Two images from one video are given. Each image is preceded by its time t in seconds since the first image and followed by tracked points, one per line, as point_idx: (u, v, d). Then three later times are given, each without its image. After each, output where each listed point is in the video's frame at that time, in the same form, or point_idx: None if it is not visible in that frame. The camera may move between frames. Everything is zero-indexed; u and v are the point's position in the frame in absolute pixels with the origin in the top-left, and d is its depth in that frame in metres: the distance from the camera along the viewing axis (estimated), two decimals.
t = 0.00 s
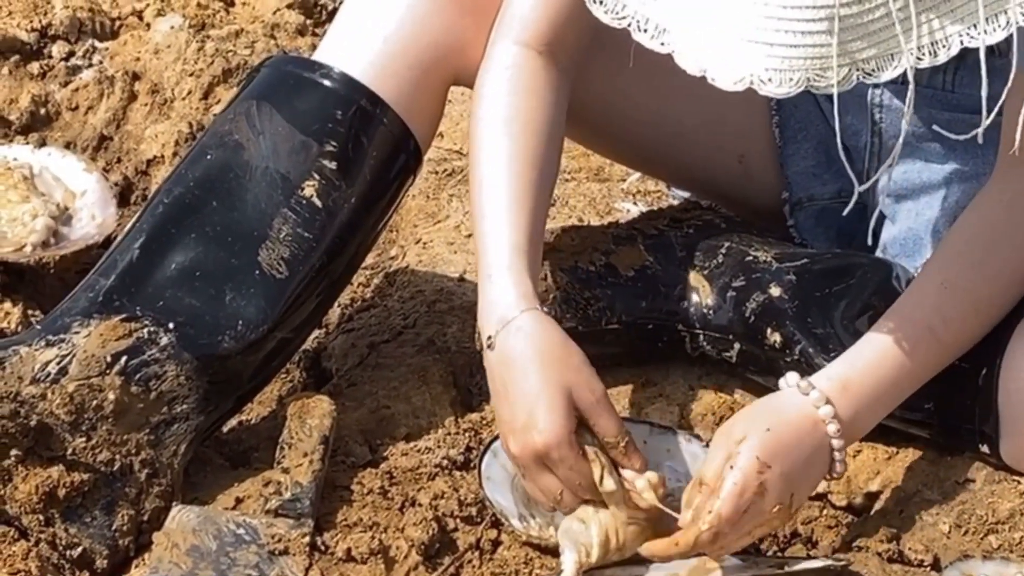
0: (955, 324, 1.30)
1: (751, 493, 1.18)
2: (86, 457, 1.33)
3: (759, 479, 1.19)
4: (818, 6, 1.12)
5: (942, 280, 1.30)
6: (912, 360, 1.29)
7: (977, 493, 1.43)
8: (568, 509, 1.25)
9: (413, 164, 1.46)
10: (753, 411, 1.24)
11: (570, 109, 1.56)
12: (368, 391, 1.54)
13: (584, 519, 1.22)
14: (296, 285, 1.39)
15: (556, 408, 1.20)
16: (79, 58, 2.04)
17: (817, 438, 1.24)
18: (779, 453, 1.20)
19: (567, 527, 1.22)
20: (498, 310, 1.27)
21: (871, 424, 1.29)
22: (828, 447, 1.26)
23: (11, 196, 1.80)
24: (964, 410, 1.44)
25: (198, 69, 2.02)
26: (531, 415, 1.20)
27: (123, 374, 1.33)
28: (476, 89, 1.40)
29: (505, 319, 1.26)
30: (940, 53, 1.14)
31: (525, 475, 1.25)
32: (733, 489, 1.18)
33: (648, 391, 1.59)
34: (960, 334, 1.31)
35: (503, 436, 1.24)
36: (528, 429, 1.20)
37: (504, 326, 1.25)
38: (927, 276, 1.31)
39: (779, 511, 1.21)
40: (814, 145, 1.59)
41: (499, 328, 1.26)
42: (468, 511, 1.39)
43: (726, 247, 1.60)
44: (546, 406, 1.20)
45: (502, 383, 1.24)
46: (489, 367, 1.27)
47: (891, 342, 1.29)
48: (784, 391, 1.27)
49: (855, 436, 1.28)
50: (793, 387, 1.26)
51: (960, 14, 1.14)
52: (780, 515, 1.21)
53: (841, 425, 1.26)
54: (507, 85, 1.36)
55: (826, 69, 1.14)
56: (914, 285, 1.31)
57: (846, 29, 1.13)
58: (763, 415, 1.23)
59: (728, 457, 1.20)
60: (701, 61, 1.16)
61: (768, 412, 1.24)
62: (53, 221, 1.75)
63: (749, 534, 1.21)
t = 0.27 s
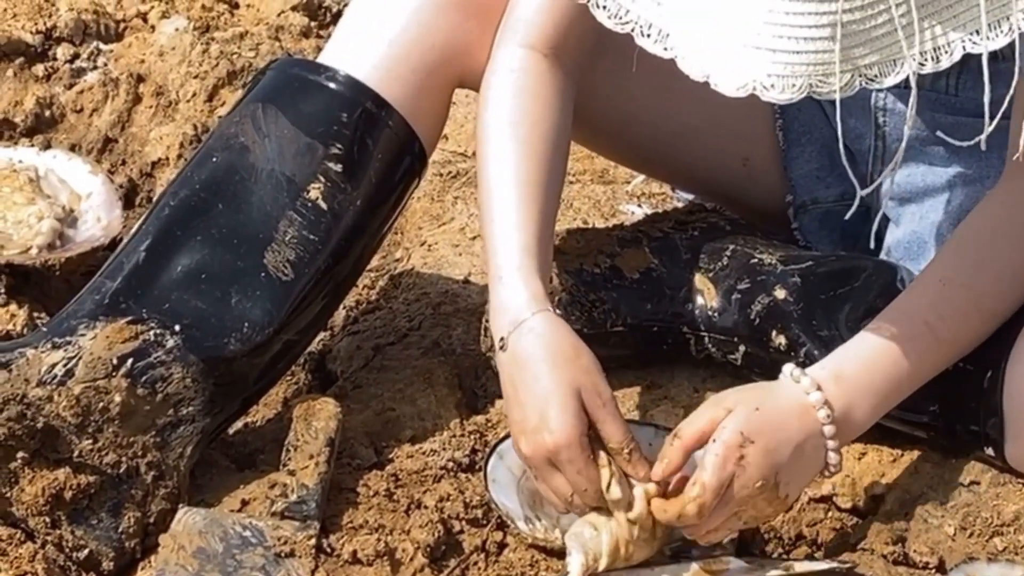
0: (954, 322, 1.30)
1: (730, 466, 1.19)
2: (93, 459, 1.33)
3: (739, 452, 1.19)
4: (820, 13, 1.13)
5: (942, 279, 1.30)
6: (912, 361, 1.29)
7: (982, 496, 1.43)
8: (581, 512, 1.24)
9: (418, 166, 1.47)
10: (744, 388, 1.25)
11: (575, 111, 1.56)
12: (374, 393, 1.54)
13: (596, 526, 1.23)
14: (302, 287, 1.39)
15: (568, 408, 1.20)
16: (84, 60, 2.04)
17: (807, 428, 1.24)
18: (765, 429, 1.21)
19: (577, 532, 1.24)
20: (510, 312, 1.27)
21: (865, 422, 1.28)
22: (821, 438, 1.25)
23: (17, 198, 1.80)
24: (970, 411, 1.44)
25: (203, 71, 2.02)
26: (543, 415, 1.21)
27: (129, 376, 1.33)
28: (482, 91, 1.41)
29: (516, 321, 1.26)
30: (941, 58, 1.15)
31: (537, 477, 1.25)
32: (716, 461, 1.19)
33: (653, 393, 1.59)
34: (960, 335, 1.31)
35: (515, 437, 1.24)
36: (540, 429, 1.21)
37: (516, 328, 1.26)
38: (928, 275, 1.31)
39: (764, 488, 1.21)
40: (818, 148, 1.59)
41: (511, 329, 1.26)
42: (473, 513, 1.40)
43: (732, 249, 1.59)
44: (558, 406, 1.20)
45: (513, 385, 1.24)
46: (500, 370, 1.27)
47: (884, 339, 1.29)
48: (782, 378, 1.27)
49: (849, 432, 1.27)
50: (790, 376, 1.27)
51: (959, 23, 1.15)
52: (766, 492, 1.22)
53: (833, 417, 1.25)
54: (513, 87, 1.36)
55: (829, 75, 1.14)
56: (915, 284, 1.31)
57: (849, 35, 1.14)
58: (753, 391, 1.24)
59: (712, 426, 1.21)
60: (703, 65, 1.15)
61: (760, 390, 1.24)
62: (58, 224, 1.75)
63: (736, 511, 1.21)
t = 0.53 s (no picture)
0: (964, 323, 1.30)
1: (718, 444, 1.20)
2: (97, 458, 1.33)
3: (728, 432, 1.20)
4: (824, 16, 1.12)
5: (950, 276, 1.30)
6: (917, 360, 1.30)
7: (987, 495, 1.42)
8: (592, 512, 1.22)
9: (421, 164, 1.47)
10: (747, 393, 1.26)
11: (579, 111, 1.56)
12: (377, 392, 1.54)
13: (603, 526, 1.22)
14: (306, 286, 1.38)
15: (589, 401, 1.19)
16: (87, 59, 2.04)
17: (812, 424, 1.25)
18: (757, 414, 1.22)
19: (582, 531, 1.22)
20: (522, 308, 1.27)
21: (874, 421, 1.29)
22: (828, 436, 1.26)
23: (20, 197, 1.80)
24: (974, 411, 1.43)
25: (206, 70, 2.02)
26: (564, 408, 1.20)
27: (133, 375, 1.33)
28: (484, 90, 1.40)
29: (530, 317, 1.26)
30: (947, 61, 1.16)
31: (552, 474, 1.24)
32: (705, 443, 1.20)
33: (657, 393, 1.59)
34: (967, 335, 1.31)
35: (531, 434, 1.23)
36: (562, 422, 1.20)
37: (532, 323, 1.25)
38: (936, 276, 1.30)
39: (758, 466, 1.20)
40: (822, 148, 1.59)
41: (524, 325, 1.26)
42: (478, 512, 1.39)
43: (736, 248, 1.60)
44: (579, 400, 1.19)
45: (531, 381, 1.23)
46: (514, 368, 1.26)
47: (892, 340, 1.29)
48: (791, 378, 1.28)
49: (857, 431, 1.28)
50: (799, 375, 1.27)
51: (964, 27, 1.16)
52: (762, 474, 1.20)
53: (839, 415, 1.26)
54: (515, 86, 1.36)
55: (833, 78, 1.14)
56: (922, 284, 1.31)
57: (853, 39, 1.13)
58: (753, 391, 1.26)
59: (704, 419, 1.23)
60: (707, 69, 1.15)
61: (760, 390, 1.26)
62: (62, 223, 1.75)
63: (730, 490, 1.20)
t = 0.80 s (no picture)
0: (965, 324, 1.30)
1: (723, 454, 1.19)
2: (97, 456, 1.32)
3: (733, 443, 1.19)
4: (828, 13, 1.12)
5: (952, 280, 1.29)
6: (921, 361, 1.29)
7: (990, 494, 1.41)
8: (602, 511, 1.22)
9: (422, 163, 1.46)
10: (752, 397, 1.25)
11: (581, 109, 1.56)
12: (379, 391, 1.53)
13: (609, 526, 1.21)
14: (306, 284, 1.38)
15: (603, 398, 1.19)
16: (88, 57, 2.04)
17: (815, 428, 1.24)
18: (763, 421, 1.21)
19: (587, 530, 1.21)
20: (534, 306, 1.26)
21: (880, 425, 1.28)
22: (830, 442, 1.25)
23: (21, 195, 1.80)
24: (978, 409, 1.43)
25: (207, 68, 2.01)
26: (578, 405, 1.19)
27: (134, 373, 1.32)
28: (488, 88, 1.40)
29: (542, 315, 1.25)
30: (953, 58, 1.15)
31: (565, 474, 1.23)
32: (707, 451, 1.19)
33: (659, 391, 1.58)
34: (970, 337, 1.30)
35: (544, 432, 1.23)
36: (575, 419, 1.19)
37: (544, 321, 1.25)
38: (938, 277, 1.30)
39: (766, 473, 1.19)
40: (825, 146, 1.58)
41: (537, 323, 1.26)
42: (479, 511, 1.39)
43: (738, 247, 1.59)
44: (592, 397, 1.19)
45: (543, 379, 1.23)
46: (526, 366, 1.26)
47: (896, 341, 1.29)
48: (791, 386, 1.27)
49: (858, 437, 1.27)
50: (799, 383, 1.26)
51: (969, 24, 1.15)
52: (769, 483, 1.19)
53: (842, 421, 1.25)
54: (520, 84, 1.35)
55: (838, 75, 1.13)
56: (924, 287, 1.30)
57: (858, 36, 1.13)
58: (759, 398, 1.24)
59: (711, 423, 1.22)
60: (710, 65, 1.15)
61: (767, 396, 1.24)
62: (63, 221, 1.75)
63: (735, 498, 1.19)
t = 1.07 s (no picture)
0: (969, 325, 1.30)
1: (752, 480, 1.18)
2: (99, 455, 1.32)
3: (762, 468, 1.18)
4: (833, 10, 1.12)
5: (956, 283, 1.29)
6: (925, 362, 1.28)
7: (993, 494, 1.42)
8: (601, 511, 1.22)
9: (426, 163, 1.46)
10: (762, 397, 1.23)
11: (583, 108, 1.55)
12: (381, 390, 1.53)
13: (613, 527, 1.21)
14: (309, 283, 1.38)
15: (592, 398, 1.19)
16: (90, 56, 2.03)
17: (827, 436, 1.23)
18: (787, 443, 1.19)
19: (591, 530, 1.21)
20: (520, 308, 1.26)
21: (882, 425, 1.27)
22: (838, 444, 1.24)
23: (23, 193, 1.80)
24: (981, 408, 1.42)
25: (209, 67, 2.01)
26: (566, 407, 1.19)
27: (136, 372, 1.32)
28: (490, 88, 1.40)
29: (528, 317, 1.25)
30: (959, 54, 1.14)
31: (561, 475, 1.23)
32: (735, 476, 1.17)
33: (662, 391, 1.58)
34: (973, 338, 1.30)
35: (537, 434, 1.23)
36: (565, 421, 1.19)
37: (529, 323, 1.25)
38: (941, 279, 1.30)
39: (785, 500, 1.20)
40: (829, 144, 1.58)
41: (522, 326, 1.25)
42: (481, 511, 1.39)
43: (741, 246, 1.59)
44: (580, 397, 1.19)
45: (532, 380, 1.23)
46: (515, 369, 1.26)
47: (903, 343, 1.28)
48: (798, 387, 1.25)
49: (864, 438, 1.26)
50: (806, 382, 1.25)
51: (975, 21, 1.14)
52: (787, 507, 1.20)
53: (851, 425, 1.24)
54: (520, 84, 1.35)
55: (843, 72, 1.14)
56: (928, 289, 1.30)
57: (862, 32, 1.13)
58: (771, 401, 1.22)
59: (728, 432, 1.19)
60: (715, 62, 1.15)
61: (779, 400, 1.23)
62: (65, 220, 1.75)
63: (753, 523, 1.20)
